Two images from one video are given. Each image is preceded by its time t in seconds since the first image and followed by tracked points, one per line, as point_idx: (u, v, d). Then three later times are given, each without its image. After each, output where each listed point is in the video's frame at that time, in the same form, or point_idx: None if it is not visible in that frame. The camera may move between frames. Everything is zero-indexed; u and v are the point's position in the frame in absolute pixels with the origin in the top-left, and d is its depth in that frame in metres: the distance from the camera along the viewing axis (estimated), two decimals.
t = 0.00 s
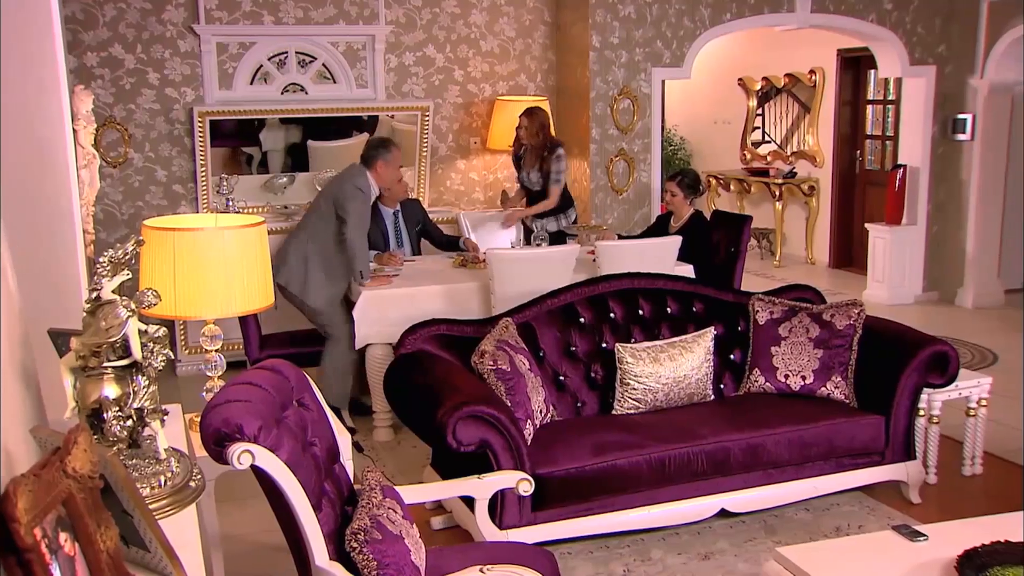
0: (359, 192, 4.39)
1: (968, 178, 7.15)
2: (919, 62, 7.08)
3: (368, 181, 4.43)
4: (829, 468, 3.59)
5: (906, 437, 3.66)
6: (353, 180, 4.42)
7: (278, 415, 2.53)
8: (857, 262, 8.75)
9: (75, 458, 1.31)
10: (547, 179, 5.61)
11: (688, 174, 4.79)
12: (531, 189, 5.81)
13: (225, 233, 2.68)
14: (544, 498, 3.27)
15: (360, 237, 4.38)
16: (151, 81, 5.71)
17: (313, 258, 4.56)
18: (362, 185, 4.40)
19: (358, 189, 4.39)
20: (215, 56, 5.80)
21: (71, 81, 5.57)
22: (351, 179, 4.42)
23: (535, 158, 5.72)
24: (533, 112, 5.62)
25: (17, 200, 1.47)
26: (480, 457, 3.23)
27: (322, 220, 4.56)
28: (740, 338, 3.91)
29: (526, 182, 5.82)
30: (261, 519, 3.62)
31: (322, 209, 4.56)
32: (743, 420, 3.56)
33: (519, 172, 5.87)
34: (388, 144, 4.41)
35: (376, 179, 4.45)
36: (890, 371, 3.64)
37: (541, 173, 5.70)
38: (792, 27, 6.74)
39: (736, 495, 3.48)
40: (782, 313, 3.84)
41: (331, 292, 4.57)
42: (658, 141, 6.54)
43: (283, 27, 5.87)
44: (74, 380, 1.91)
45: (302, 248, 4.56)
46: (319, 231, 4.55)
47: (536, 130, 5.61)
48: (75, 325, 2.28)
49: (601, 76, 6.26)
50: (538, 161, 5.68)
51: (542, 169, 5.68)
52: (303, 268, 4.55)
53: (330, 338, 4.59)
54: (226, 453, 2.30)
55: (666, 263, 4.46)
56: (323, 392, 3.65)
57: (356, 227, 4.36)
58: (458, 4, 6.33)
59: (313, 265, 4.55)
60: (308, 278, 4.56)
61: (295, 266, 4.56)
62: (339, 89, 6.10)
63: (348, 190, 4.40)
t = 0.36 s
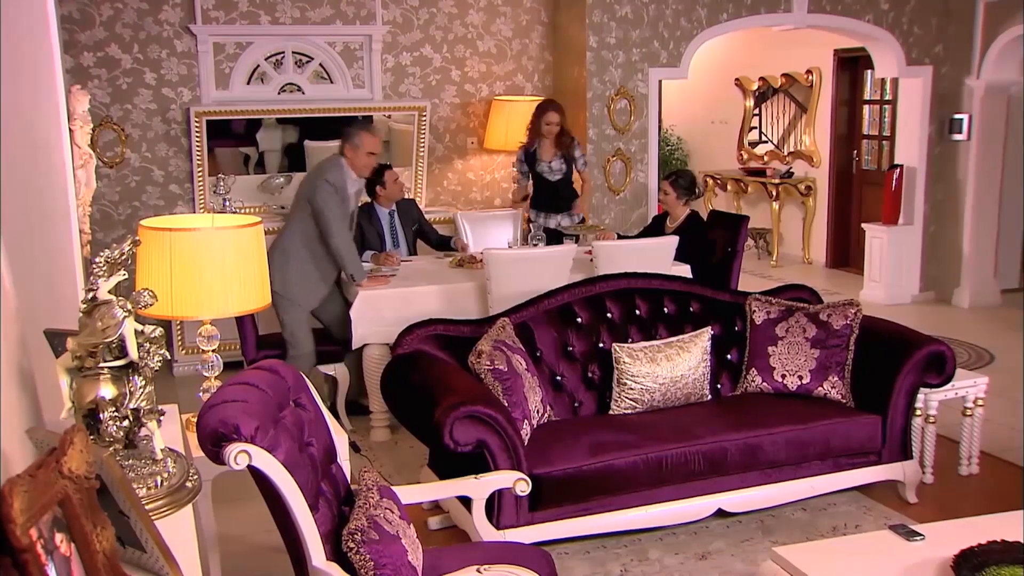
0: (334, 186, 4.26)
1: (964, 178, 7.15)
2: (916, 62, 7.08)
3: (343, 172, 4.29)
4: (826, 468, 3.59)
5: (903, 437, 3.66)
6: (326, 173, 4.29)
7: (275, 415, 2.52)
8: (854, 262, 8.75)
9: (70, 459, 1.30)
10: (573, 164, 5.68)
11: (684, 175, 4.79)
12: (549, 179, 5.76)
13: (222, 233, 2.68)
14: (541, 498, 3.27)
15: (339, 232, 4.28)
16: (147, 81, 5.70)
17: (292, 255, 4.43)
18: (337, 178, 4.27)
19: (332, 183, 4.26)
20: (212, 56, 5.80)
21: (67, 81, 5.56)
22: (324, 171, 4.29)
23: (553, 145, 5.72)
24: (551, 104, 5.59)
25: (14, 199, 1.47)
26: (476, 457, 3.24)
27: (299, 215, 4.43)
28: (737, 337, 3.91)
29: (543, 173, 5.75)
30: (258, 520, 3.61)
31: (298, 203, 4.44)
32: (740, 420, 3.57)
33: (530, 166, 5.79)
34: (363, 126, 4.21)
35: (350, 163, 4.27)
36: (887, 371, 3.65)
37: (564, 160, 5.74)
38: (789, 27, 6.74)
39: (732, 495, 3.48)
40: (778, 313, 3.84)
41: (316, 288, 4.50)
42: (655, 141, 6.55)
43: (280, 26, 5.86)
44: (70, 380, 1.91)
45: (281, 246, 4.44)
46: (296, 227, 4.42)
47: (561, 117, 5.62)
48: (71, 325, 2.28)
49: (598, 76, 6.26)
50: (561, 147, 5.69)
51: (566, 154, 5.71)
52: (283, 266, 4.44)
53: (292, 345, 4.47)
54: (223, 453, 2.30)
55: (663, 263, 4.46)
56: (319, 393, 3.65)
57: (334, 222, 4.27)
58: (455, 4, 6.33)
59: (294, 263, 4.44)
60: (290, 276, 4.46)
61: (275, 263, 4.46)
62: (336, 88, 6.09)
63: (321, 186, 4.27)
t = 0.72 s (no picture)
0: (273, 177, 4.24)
1: (962, 178, 7.15)
2: (914, 62, 7.07)
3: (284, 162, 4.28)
4: (824, 468, 3.60)
5: (900, 437, 3.67)
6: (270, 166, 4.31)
7: (272, 415, 2.52)
8: (852, 262, 8.76)
9: (69, 459, 1.30)
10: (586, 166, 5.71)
11: (681, 176, 4.78)
12: (561, 179, 5.76)
13: (220, 233, 2.68)
14: (539, 498, 3.27)
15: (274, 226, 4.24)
16: (145, 81, 5.70)
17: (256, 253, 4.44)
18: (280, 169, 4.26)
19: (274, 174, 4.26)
20: (210, 56, 5.80)
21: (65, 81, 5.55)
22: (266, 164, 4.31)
23: (568, 146, 5.73)
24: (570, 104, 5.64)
25: (11, 199, 1.47)
26: (474, 457, 3.24)
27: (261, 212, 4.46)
28: (734, 337, 3.91)
29: (558, 172, 5.75)
30: (255, 521, 3.61)
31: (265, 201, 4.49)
32: (738, 420, 3.57)
33: (543, 165, 5.75)
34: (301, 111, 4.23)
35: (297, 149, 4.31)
36: (885, 372, 3.65)
37: (577, 161, 5.77)
38: (787, 27, 6.74)
39: (731, 495, 3.48)
40: (776, 313, 3.84)
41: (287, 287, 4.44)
42: (653, 141, 6.55)
43: (278, 26, 5.86)
44: (67, 381, 1.91)
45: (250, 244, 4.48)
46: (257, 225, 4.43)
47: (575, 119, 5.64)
48: (68, 324, 2.28)
49: (596, 76, 6.26)
50: (576, 149, 5.71)
51: (581, 156, 5.74)
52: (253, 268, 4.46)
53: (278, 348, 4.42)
54: (220, 453, 2.30)
55: (661, 263, 4.46)
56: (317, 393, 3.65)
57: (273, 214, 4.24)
58: (453, 4, 6.33)
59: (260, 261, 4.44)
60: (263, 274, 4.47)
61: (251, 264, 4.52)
62: (333, 88, 6.09)
63: (282, 184, 4.27)
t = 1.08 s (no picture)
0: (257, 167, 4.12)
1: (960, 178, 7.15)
2: (912, 62, 7.07)
3: (274, 154, 4.16)
4: (822, 467, 3.60)
5: (899, 437, 3.67)
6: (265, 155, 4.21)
7: (271, 415, 2.52)
8: (850, 262, 8.76)
9: (66, 460, 1.30)
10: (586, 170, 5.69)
11: (679, 176, 4.77)
12: (560, 182, 5.76)
13: (219, 233, 2.68)
14: (538, 498, 3.27)
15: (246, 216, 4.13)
16: (143, 81, 5.69)
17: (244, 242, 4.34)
18: (268, 160, 4.14)
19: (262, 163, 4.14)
20: (208, 56, 5.80)
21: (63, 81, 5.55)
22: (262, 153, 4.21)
23: (570, 149, 5.72)
24: (569, 107, 5.60)
25: (10, 199, 1.47)
26: (473, 457, 3.24)
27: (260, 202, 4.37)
28: (733, 337, 3.91)
29: (558, 175, 5.74)
30: (255, 521, 3.61)
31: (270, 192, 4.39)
32: (737, 420, 3.57)
33: (543, 166, 5.74)
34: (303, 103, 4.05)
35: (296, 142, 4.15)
36: (883, 371, 3.65)
37: (577, 165, 5.75)
38: (785, 27, 6.74)
39: (729, 495, 3.48)
40: (775, 313, 3.84)
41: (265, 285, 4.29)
42: (651, 141, 6.55)
43: (276, 26, 5.86)
44: (66, 381, 1.91)
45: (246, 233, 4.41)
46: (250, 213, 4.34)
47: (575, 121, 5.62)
48: (68, 324, 2.28)
49: (595, 76, 6.26)
50: (577, 153, 5.69)
51: (582, 159, 5.72)
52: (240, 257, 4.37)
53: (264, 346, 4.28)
54: (219, 453, 2.30)
55: (660, 263, 4.46)
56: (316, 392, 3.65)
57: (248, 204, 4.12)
58: (452, 4, 6.33)
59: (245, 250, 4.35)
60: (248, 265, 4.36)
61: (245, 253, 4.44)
62: (332, 88, 6.09)
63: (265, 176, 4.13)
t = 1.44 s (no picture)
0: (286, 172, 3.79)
1: (955, 178, 7.16)
2: (907, 63, 7.08)
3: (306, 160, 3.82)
4: (818, 467, 3.60)
5: (895, 436, 3.67)
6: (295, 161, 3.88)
7: (267, 416, 2.52)
8: (846, 262, 8.77)
9: (60, 460, 1.30)
10: (564, 174, 5.64)
11: (673, 177, 4.79)
12: (540, 185, 5.75)
13: (214, 233, 2.68)
14: (534, 498, 3.27)
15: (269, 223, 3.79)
16: (139, 81, 5.69)
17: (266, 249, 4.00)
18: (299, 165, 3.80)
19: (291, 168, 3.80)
20: (204, 56, 5.79)
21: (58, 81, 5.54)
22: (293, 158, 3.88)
23: (550, 153, 5.67)
24: (558, 110, 5.63)
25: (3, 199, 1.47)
26: (469, 457, 3.24)
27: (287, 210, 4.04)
28: (729, 337, 3.91)
29: (535, 179, 5.73)
30: (251, 521, 3.61)
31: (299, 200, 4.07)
32: (732, 420, 3.57)
33: (524, 169, 5.75)
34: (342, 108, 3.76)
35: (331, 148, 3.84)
36: (879, 371, 3.65)
37: (557, 169, 5.70)
38: (781, 27, 6.75)
39: (725, 494, 3.48)
40: (770, 313, 3.85)
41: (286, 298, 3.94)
42: (647, 141, 6.55)
43: (272, 26, 5.86)
44: (60, 381, 1.91)
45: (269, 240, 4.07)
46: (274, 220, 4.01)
47: (562, 124, 5.61)
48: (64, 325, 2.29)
49: (590, 76, 6.27)
50: (557, 156, 5.65)
51: (563, 163, 5.67)
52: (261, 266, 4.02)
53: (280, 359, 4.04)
54: (214, 454, 2.30)
55: (655, 263, 4.46)
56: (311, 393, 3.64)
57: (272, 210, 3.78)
58: (447, 4, 6.33)
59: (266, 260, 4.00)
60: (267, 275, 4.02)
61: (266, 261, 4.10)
62: (328, 89, 6.08)
63: (294, 186, 3.78)
